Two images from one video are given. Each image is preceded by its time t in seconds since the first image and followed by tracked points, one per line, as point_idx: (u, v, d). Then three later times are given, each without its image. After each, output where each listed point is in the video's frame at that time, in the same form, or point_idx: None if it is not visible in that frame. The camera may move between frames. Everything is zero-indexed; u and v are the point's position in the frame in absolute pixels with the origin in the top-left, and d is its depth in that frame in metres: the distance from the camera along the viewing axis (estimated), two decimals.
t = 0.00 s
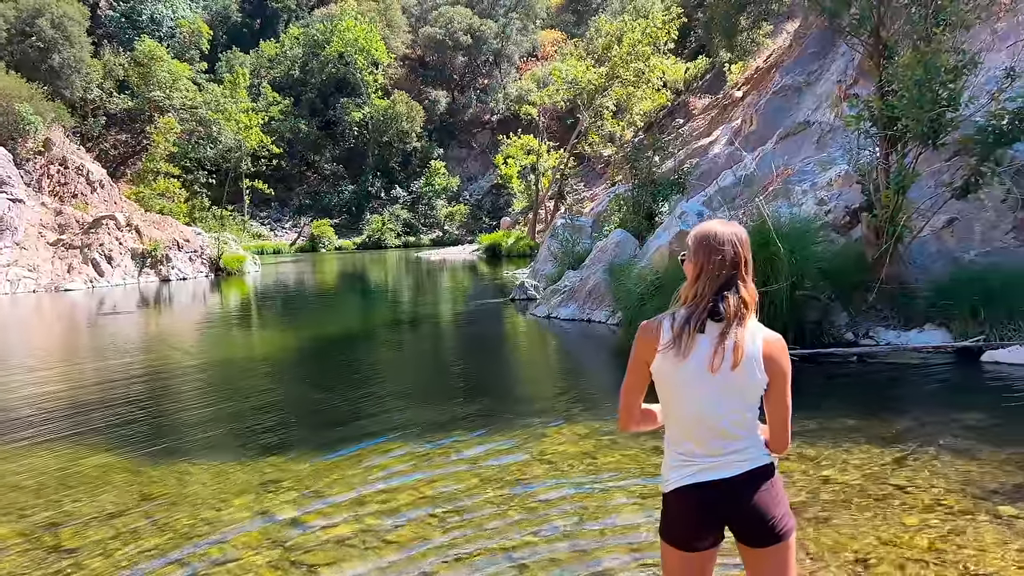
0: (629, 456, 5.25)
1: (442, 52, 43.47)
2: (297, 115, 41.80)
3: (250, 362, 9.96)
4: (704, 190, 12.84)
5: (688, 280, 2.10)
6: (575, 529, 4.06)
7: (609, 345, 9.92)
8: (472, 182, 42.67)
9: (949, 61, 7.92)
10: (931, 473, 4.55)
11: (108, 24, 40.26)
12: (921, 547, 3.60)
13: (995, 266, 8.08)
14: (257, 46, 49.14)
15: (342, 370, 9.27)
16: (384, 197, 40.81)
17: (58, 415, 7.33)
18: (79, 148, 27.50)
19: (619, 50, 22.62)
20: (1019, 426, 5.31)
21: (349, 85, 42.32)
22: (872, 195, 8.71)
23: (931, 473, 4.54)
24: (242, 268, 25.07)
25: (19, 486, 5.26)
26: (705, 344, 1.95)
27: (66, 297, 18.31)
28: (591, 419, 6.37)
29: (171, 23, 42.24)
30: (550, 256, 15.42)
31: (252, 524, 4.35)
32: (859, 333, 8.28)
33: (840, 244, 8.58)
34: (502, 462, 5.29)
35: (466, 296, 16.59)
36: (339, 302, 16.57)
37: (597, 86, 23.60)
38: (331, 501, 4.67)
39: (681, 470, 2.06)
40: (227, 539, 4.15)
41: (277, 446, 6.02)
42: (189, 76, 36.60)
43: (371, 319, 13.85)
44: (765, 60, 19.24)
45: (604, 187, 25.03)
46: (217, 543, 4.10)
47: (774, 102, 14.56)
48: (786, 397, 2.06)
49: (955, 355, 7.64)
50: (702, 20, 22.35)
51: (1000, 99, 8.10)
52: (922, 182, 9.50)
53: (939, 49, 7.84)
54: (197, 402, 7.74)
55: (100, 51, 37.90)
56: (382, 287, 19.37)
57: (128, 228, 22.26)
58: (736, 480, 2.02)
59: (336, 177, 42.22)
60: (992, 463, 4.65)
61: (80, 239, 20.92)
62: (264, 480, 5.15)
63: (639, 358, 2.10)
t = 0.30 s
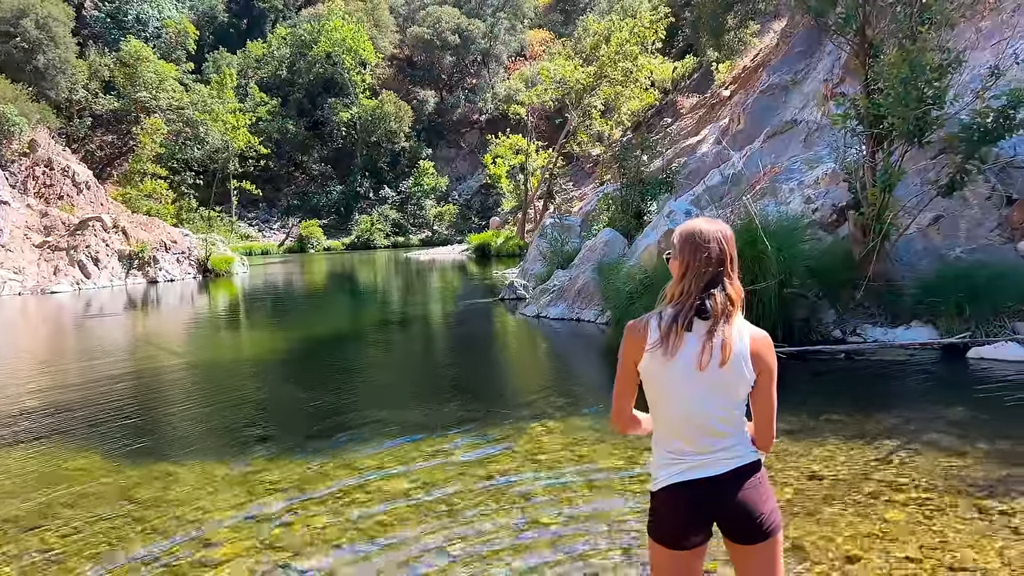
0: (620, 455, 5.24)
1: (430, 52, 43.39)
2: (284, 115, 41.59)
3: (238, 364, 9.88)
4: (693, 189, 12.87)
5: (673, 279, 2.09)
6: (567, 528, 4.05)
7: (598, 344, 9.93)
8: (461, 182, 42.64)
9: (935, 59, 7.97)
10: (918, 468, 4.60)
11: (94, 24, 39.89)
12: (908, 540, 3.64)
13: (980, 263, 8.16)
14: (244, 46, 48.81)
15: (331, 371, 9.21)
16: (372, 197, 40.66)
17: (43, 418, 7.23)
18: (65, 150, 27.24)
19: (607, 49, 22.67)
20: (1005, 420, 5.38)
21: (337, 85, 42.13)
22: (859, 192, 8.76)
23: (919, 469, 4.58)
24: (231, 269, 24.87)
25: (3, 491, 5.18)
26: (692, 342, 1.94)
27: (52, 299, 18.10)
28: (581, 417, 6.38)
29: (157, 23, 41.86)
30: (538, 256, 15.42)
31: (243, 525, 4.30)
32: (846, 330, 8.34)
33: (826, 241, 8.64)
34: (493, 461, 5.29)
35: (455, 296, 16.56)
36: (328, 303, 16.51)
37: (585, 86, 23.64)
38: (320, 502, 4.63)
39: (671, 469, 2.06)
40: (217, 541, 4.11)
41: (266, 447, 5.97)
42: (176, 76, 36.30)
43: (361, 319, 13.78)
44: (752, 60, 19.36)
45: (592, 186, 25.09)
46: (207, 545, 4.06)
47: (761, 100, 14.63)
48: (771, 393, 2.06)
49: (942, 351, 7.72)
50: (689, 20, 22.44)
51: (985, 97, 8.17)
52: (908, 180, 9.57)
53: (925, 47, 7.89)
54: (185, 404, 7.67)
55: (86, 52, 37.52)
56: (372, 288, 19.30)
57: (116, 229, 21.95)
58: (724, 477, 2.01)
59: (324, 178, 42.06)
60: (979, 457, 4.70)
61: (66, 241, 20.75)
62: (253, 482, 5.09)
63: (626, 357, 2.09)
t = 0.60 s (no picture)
0: (613, 454, 5.23)
1: (420, 53, 43.27)
2: (274, 116, 41.38)
3: (228, 365, 9.83)
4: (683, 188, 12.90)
5: (663, 277, 2.09)
6: (559, 527, 4.04)
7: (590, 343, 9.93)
8: (451, 182, 42.54)
9: (922, 57, 8.03)
10: (909, 464, 4.63)
11: (81, 25, 39.58)
12: (899, 536, 3.66)
13: (968, 261, 8.23)
14: (233, 47, 48.55)
15: (322, 372, 9.16)
16: (363, 198, 40.48)
17: (31, 421, 7.16)
18: (52, 151, 26.98)
19: (597, 49, 22.67)
20: (994, 417, 5.42)
21: (326, 85, 41.95)
22: (849, 191, 8.80)
23: (910, 465, 4.61)
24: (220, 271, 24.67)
25: None
26: (683, 340, 1.94)
27: (41, 302, 17.95)
28: (573, 417, 6.37)
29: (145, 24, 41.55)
30: (529, 256, 15.41)
31: (232, 528, 4.27)
32: (837, 328, 8.35)
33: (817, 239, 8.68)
34: (486, 461, 5.27)
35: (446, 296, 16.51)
36: (319, 303, 16.44)
37: (575, 85, 23.66)
38: (310, 504, 4.58)
39: (661, 467, 2.05)
40: (206, 543, 4.07)
41: (256, 449, 5.93)
42: (164, 77, 36.04)
43: (352, 320, 13.72)
44: (741, 59, 19.44)
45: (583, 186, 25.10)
46: (196, 547, 4.02)
47: (750, 100, 14.68)
48: (762, 391, 2.05)
49: (932, 348, 7.77)
50: (679, 19, 22.48)
51: (972, 95, 8.23)
52: (897, 178, 9.64)
53: (912, 46, 7.93)
54: (174, 406, 7.60)
55: (73, 53, 37.22)
56: (363, 289, 19.22)
57: (104, 232, 21.87)
58: (715, 475, 2.01)
59: (314, 178, 41.88)
60: (969, 453, 4.73)
61: (55, 244, 20.65)
62: (243, 485, 5.02)
63: (616, 355, 2.08)
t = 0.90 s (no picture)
0: (607, 455, 5.22)
1: (411, 53, 43.17)
2: (265, 117, 41.21)
3: (221, 368, 9.79)
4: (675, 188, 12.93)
5: (655, 277, 2.08)
6: (554, 528, 4.02)
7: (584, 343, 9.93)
8: (444, 183, 42.43)
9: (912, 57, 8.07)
10: (903, 463, 4.64)
11: (71, 27, 39.36)
12: (894, 535, 3.66)
13: (960, 259, 8.28)
14: (224, 49, 48.34)
15: (314, 374, 9.13)
16: (355, 199, 40.30)
17: (22, 426, 7.10)
18: (42, 154, 26.78)
19: (588, 49, 22.67)
20: (987, 415, 5.44)
21: (318, 86, 41.80)
22: (840, 190, 8.84)
23: (904, 463, 4.63)
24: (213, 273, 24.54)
25: None
26: (675, 341, 1.93)
27: (31, 306, 17.82)
28: (567, 418, 6.35)
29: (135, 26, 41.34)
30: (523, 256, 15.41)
31: (225, 532, 4.23)
32: (829, 327, 8.36)
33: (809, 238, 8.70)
34: (479, 463, 5.26)
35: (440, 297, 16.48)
36: (312, 305, 16.39)
37: (567, 85, 23.67)
38: (302, 508, 4.55)
39: (655, 466, 2.04)
40: (200, 548, 4.03)
41: (249, 451, 5.89)
42: (154, 79, 35.84)
43: (345, 322, 13.68)
44: (733, 58, 19.48)
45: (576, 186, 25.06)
46: (190, 552, 3.98)
47: (742, 99, 14.72)
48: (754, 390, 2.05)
49: (924, 347, 7.80)
50: (670, 19, 22.49)
51: (961, 94, 8.28)
52: (887, 177, 9.70)
53: (902, 46, 7.97)
54: (166, 410, 7.56)
55: (63, 56, 37.04)
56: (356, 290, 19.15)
57: (95, 234, 21.73)
58: (708, 475, 2.00)
59: (306, 180, 41.70)
60: (963, 452, 4.74)
61: (45, 247, 20.46)
62: (236, 489, 4.97)
63: (609, 355, 2.07)
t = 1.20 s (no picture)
0: (603, 457, 5.21)
1: (405, 55, 43.17)
2: (259, 120, 41.15)
3: (216, 370, 9.77)
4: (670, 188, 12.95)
5: (650, 279, 2.08)
6: (550, 530, 4.02)
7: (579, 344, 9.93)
8: (439, 185, 42.42)
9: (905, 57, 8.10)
10: (899, 461, 4.65)
11: (63, 31, 39.29)
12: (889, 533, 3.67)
13: (953, 258, 8.31)
14: (217, 51, 48.27)
15: (309, 376, 9.11)
16: (350, 201, 40.24)
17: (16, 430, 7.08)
18: (35, 157, 26.70)
19: (582, 50, 22.71)
20: (981, 413, 5.46)
21: (312, 88, 41.76)
22: (835, 189, 8.86)
23: (900, 462, 4.63)
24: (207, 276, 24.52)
25: None
26: (673, 342, 1.93)
27: (25, 310, 17.76)
28: (564, 419, 6.34)
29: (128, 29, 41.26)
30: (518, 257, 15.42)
31: (221, 535, 4.22)
32: (824, 327, 8.38)
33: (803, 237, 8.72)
34: (475, 464, 5.25)
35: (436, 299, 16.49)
36: (307, 307, 16.35)
37: (561, 86, 23.73)
38: (299, 510, 4.54)
39: (652, 466, 2.03)
40: (196, 551, 4.01)
41: (243, 454, 5.87)
42: (148, 81, 35.75)
43: (341, 324, 13.66)
44: (726, 59, 19.56)
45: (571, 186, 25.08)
46: (186, 556, 3.96)
47: (735, 100, 14.77)
48: (750, 390, 2.05)
49: (919, 346, 7.82)
50: (664, 20, 22.55)
51: (954, 94, 8.31)
52: (882, 176, 9.71)
53: (895, 45, 8.00)
54: (160, 413, 7.54)
55: (55, 59, 36.98)
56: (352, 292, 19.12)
57: (89, 238, 21.68)
58: (704, 475, 2.00)
59: (301, 182, 41.61)
60: (958, 450, 4.75)
61: (39, 251, 20.42)
62: (230, 492, 4.95)
63: (605, 357, 2.06)
